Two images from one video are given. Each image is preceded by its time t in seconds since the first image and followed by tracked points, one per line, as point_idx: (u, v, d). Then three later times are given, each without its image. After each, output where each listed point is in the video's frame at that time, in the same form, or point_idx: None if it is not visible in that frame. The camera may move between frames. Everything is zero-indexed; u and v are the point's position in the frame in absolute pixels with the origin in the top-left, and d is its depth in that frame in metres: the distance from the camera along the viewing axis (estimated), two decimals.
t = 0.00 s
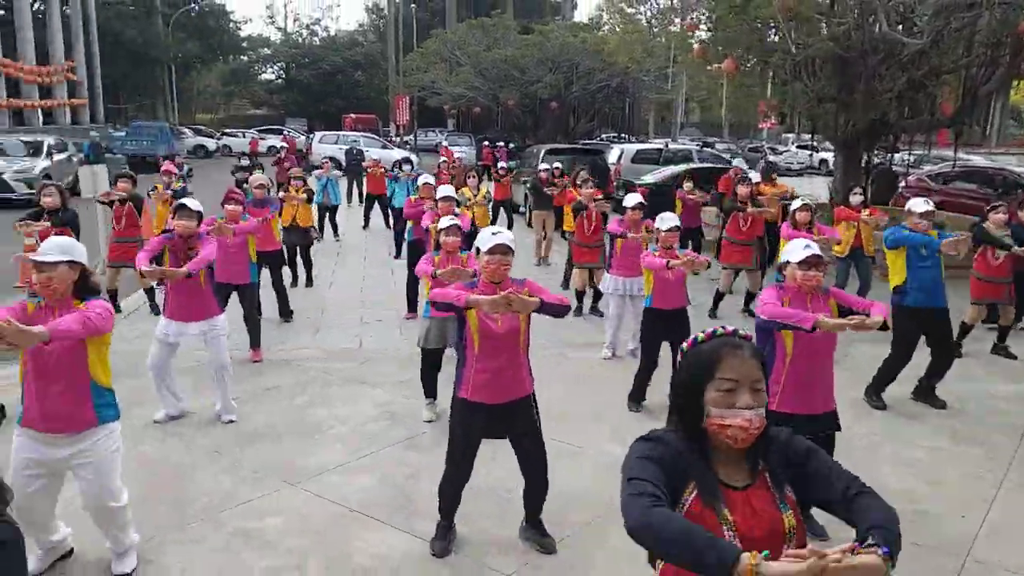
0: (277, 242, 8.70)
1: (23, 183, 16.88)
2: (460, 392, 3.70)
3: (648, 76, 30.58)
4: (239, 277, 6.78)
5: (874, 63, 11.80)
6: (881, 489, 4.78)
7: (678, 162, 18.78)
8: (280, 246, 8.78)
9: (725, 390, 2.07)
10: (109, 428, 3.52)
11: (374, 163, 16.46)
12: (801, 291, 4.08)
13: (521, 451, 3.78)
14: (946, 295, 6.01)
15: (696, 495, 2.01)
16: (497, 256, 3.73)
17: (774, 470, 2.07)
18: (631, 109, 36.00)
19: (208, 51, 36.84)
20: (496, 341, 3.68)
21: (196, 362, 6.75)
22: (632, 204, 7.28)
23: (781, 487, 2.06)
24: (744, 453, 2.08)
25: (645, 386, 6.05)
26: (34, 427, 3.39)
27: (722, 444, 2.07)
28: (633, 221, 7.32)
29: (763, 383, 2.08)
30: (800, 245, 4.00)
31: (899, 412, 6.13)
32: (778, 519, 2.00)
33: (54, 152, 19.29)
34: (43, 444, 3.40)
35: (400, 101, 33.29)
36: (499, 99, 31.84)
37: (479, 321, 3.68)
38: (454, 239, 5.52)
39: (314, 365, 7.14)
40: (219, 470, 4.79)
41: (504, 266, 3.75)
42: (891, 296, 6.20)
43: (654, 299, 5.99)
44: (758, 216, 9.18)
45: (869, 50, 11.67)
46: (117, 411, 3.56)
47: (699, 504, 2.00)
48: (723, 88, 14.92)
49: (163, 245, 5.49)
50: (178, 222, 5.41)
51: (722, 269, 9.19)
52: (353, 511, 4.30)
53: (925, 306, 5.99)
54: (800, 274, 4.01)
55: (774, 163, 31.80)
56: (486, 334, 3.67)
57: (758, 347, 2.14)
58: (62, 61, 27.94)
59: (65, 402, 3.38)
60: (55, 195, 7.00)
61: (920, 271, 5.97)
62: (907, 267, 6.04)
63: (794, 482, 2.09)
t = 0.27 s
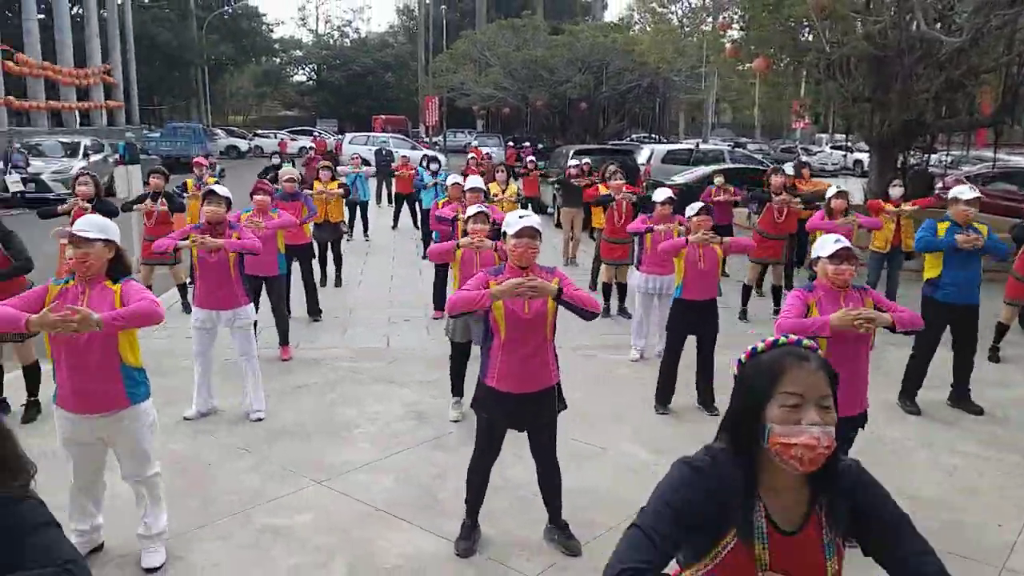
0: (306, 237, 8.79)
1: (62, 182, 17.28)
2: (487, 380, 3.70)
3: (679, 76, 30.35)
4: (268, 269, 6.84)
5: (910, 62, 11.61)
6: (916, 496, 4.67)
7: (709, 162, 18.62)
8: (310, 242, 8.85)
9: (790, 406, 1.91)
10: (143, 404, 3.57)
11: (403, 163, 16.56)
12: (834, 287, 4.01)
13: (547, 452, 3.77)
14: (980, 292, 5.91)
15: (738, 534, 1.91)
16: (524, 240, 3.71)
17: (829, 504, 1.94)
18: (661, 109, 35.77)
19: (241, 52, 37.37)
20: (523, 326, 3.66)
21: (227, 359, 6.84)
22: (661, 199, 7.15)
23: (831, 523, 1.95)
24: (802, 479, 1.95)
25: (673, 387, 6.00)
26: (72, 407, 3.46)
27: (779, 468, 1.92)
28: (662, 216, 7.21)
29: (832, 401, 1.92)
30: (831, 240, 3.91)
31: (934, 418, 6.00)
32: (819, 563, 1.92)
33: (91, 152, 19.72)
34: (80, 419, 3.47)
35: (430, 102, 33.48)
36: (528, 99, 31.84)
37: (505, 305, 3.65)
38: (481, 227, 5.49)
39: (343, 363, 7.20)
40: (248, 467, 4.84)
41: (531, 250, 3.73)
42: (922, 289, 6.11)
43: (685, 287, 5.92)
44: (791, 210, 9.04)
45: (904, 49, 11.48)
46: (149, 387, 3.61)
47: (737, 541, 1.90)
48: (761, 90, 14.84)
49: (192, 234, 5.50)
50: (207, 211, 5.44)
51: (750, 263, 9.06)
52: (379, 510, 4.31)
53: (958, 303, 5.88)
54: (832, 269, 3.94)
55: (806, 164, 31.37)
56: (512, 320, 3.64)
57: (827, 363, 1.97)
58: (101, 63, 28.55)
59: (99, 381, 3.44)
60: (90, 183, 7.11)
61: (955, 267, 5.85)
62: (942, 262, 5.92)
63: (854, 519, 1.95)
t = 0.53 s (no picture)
0: (337, 236, 8.87)
1: (98, 180, 17.63)
2: (513, 377, 3.73)
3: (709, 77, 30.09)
4: (298, 267, 6.96)
5: (948, 61, 11.46)
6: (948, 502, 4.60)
7: (740, 164, 18.44)
8: (340, 240, 8.94)
9: (797, 382, 2.06)
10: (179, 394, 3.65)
11: (432, 163, 16.63)
12: (865, 288, 3.95)
13: (573, 449, 3.77)
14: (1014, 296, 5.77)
15: (759, 495, 2.04)
16: (551, 241, 3.73)
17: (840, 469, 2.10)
18: (691, 110, 35.49)
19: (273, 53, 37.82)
20: (550, 326, 3.68)
21: (258, 354, 6.94)
22: (692, 200, 7.10)
23: (845, 485, 2.10)
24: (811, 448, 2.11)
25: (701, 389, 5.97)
26: (109, 395, 3.55)
27: (791, 440, 2.08)
28: (692, 218, 7.17)
29: (836, 378, 2.07)
30: (862, 241, 3.89)
31: (968, 423, 5.89)
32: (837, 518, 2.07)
33: (127, 152, 20.09)
34: (117, 407, 3.55)
35: (459, 103, 33.59)
36: (557, 100, 31.79)
37: (532, 307, 3.69)
38: (508, 230, 5.51)
39: (371, 360, 7.26)
40: (278, 460, 4.91)
41: (558, 252, 3.75)
42: (955, 290, 5.99)
43: (711, 291, 5.89)
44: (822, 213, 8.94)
45: (942, 49, 11.37)
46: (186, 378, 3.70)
47: (759, 502, 2.03)
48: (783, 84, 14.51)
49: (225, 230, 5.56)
50: (240, 206, 5.55)
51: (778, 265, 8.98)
52: (406, 505, 4.35)
53: (990, 306, 5.77)
54: (863, 270, 3.89)
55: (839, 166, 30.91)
56: (539, 321, 3.68)
57: (831, 342, 2.12)
58: (137, 65, 29.08)
59: (138, 370, 3.54)
60: (128, 183, 7.25)
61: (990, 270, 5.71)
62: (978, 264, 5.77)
63: (870, 479, 2.12)
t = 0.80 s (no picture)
0: (385, 236, 9.00)
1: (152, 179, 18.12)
2: (556, 393, 3.71)
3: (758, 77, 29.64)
4: (347, 268, 7.05)
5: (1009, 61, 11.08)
6: (1007, 513, 4.45)
7: (789, 164, 18.13)
8: (387, 240, 9.05)
9: (826, 408, 2.07)
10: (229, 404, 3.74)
11: (476, 163, 16.72)
12: (918, 306, 3.84)
13: (618, 449, 3.75)
14: None
15: (793, 512, 2.04)
16: (597, 258, 3.72)
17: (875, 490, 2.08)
18: (738, 110, 35.00)
19: (320, 55, 38.42)
20: (595, 343, 3.66)
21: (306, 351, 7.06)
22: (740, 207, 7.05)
23: (881, 506, 2.07)
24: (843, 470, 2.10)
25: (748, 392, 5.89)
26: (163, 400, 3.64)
27: (822, 463, 2.07)
28: (740, 224, 7.09)
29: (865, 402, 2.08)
30: (918, 257, 3.80)
31: None
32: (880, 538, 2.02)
33: (180, 152, 20.62)
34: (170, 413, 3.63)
35: (503, 104, 33.70)
36: (602, 100, 31.66)
37: (577, 321, 3.69)
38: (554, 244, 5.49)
39: (416, 358, 7.33)
40: (325, 454, 4.99)
41: (604, 268, 3.74)
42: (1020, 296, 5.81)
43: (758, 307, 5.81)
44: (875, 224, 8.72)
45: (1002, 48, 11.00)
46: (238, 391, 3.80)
47: (795, 520, 2.03)
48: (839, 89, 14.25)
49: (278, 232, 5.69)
50: (292, 211, 5.63)
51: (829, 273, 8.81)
52: (451, 501, 4.38)
53: None
54: (918, 287, 3.80)
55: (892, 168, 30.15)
56: (584, 335, 3.67)
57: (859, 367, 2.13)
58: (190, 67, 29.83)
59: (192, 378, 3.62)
60: (184, 190, 7.41)
61: None
62: None
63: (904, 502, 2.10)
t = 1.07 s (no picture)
0: (443, 239, 9.08)
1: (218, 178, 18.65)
2: (617, 382, 3.69)
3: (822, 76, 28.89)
4: (408, 268, 7.13)
5: None
6: None
7: (855, 165, 17.62)
8: (444, 242, 9.14)
9: (933, 392, 1.97)
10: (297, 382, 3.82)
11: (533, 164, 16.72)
12: (998, 298, 3.70)
13: (679, 452, 3.71)
14: None
15: (884, 512, 1.98)
16: (661, 245, 3.68)
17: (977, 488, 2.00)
18: (802, 110, 34.16)
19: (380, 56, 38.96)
20: (657, 332, 3.63)
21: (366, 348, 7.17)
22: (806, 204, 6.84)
23: (983, 504, 1.99)
24: (945, 462, 2.01)
25: (812, 399, 5.76)
26: (236, 378, 3.74)
27: (922, 451, 1.99)
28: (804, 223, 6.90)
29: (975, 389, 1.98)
30: (998, 247, 3.63)
31: None
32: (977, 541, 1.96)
33: (244, 151, 21.16)
34: (242, 391, 3.75)
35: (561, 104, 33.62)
36: (661, 100, 31.29)
37: (640, 310, 3.65)
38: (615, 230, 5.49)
39: (473, 357, 7.37)
40: (384, 449, 5.06)
41: (668, 256, 3.69)
42: None
43: (829, 295, 5.65)
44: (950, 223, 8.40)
45: None
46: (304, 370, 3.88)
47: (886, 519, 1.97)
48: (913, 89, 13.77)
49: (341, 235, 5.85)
50: (356, 215, 5.74)
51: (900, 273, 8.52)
52: (508, 499, 4.40)
53: None
54: (999, 279, 3.64)
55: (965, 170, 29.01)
56: (647, 325, 3.64)
57: (970, 350, 2.03)
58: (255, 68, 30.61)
59: (263, 357, 3.73)
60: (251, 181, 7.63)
61: None
62: None
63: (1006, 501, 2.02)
